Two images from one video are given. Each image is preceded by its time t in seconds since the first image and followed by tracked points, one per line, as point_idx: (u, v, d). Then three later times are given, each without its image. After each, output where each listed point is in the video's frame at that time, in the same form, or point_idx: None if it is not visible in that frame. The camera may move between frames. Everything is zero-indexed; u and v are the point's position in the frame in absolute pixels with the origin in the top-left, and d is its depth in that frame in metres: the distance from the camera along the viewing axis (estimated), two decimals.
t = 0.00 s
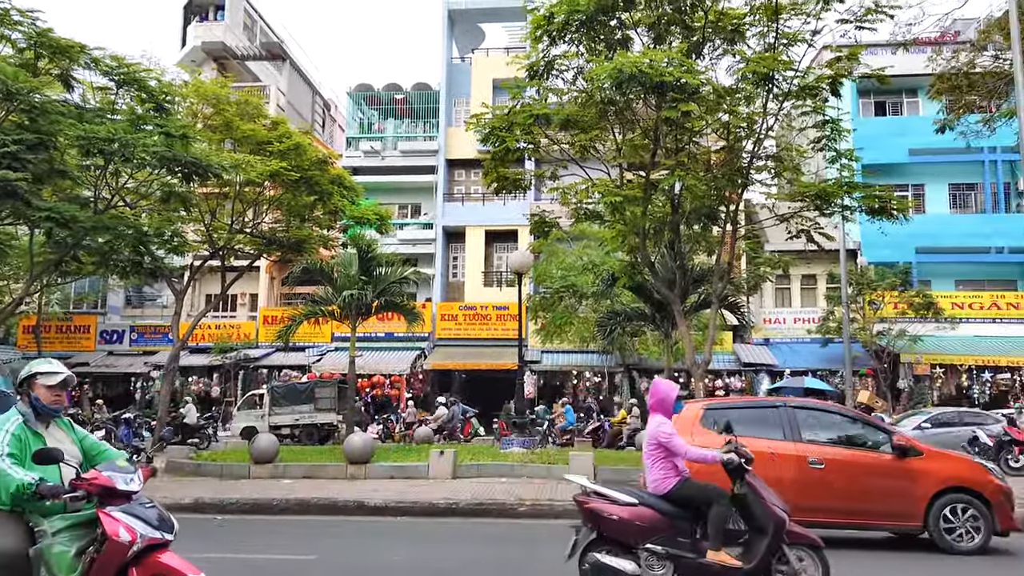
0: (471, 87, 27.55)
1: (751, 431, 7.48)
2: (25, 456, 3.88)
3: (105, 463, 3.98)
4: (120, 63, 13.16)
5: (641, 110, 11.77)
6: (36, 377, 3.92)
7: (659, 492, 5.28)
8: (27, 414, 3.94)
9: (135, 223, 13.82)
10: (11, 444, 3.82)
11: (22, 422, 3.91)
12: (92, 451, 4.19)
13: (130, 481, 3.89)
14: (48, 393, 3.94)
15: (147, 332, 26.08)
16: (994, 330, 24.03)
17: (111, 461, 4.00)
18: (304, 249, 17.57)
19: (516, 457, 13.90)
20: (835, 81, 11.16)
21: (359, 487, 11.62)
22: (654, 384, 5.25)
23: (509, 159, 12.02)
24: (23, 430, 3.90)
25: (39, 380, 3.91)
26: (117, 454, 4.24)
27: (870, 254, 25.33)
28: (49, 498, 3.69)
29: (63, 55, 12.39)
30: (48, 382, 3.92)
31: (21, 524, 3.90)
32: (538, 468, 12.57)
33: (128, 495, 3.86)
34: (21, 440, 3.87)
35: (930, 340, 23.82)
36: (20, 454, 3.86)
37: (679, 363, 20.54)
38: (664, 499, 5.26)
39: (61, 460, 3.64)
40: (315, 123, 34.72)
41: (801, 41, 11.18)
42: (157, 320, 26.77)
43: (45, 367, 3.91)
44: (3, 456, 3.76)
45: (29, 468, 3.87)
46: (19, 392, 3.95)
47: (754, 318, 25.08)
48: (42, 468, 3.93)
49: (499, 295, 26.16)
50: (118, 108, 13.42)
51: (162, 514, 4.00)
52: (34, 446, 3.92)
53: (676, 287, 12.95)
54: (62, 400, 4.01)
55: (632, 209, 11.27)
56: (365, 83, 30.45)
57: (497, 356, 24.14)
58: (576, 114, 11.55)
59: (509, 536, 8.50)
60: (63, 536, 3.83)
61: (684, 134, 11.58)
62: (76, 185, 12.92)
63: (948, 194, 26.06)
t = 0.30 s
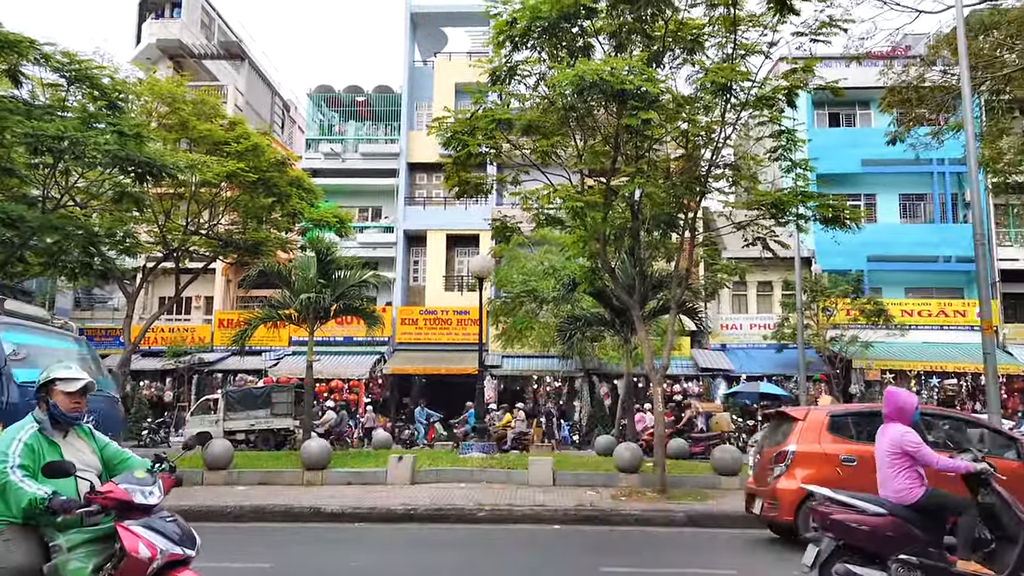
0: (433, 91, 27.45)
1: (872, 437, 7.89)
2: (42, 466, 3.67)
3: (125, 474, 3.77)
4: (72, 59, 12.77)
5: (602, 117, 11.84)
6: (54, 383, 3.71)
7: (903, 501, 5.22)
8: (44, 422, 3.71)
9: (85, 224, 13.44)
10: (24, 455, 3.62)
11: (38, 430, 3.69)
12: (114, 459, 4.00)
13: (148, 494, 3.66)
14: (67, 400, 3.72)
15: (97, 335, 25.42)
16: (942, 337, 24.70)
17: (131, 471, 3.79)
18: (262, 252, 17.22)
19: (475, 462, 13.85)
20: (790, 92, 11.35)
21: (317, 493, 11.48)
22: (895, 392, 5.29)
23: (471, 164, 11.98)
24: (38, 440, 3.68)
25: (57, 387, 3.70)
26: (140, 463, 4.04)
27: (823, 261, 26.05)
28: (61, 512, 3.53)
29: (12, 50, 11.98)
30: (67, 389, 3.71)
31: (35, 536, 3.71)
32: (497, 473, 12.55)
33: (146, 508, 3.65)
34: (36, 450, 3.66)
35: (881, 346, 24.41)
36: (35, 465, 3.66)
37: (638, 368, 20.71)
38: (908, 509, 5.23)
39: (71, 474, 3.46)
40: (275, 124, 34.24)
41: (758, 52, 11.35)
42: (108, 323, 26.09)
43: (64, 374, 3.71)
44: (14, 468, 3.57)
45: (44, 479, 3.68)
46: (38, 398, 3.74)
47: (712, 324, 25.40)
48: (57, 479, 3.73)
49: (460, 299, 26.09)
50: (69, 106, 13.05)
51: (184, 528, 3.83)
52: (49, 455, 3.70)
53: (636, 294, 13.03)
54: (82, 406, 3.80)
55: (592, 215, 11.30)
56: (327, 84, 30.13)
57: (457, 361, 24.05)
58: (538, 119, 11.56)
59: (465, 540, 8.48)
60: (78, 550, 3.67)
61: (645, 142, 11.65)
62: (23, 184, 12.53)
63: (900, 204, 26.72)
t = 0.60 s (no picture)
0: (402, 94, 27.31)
1: (995, 442, 7.78)
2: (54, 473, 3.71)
3: (140, 482, 3.91)
4: (30, 56, 12.44)
5: (571, 123, 11.83)
6: (73, 388, 3.74)
7: None
8: (61, 426, 3.78)
9: (41, 224, 13.08)
10: (37, 462, 3.64)
11: (54, 435, 3.76)
12: (131, 466, 4.09)
13: (166, 504, 3.83)
14: (85, 404, 3.77)
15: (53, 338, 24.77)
16: (901, 343, 25.17)
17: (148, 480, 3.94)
18: (226, 254, 16.88)
19: (442, 467, 13.72)
20: (755, 101, 11.48)
21: (281, 499, 11.28)
22: None
23: (439, 168, 11.91)
24: (52, 446, 3.72)
25: (75, 392, 3.74)
26: (157, 471, 4.14)
27: (786, 267, 26.39)
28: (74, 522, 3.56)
29: None
30: (85, 394, 3.75)
31: (47, 546, 3.73)
32: (464, 478, 12.46)
33: (162, 519, 3.82)
34: (49, 456, 3.69)
35: (842, 352, 24.79)
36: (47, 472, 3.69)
37: (605, 373, 20.77)
38: None
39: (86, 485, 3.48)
40: (240, 125, 33.77)
41: (724, 61, 11.46)
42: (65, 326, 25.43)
43: (83, 377, 3.73)
44: (26, 477, 3.59)
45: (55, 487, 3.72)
46: (55, 404, 3.78)
47: (678, 329, 25.56)
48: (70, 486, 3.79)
49: (428, 303, 25.94)
50: (26, 103, 12.71)
51: (203, 542, 3.89)
52: (63, 462, 3.75)
53: (604, 299, 13.03)
54: (101, 410, 3.85)
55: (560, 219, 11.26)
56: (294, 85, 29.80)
57: (424, 366, 23.89)
58: (507, 124, 11.53)
59: (430, 545, 8.41)
60: (91, 562, 3.76)
61: (612, 148, 11.68)
62: None
63: (861, 212, 27.21)
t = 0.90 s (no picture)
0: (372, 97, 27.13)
1: None
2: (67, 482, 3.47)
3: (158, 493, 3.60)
4: None
5: (542, 129, 11.78)
6: (85, 392, 3.51)
7: None
8: (73, 434, 3.53)
9: None
10: (51, 471, 3.41)
11: (66, 443, 3.51)
12: (148, 476, 3.85)
13: (184, 516, 3.50)
14: (98, 410, 3.54)
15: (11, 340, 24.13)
16: (864, 349, 25.56)
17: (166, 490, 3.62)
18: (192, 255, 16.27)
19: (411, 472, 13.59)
20: (723, 109, 11.58)
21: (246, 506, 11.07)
22: None
23: (410, 171, 11.85)
24: (65, 454, 3.48)
25: (88, 397, 3.51)
26: (173, 480, 3.89)
27: (752, 274, 26.66)
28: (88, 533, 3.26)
29: None
30: (98, 399, 3.52)
31: (59, 560, 3.41)
32: (433, 483, 12.35)
33: (179, 531, 3.47)
34: (62, 464, 3.46)
35: (806, 357, 25.08)
36: (60, 481, 3.45)
37: (574, 378, 20.80)
38: None
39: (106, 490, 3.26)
40: (207, 126, 33.27)
41: (693, 70, 11.54)
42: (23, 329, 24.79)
43: (95, 382, 3.50)
44: (39, 486, 3.35)
45: (70, 497, 3.48)
46: (67, 409, 3.55)
47: (646, 334, 25.68)
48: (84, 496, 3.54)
49: (397, 307, 25.77)
50: None
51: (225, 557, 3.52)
52: (77, 471, 3.51)
53: (573, 304, 13.02)
54: (115, 417, 3.61)
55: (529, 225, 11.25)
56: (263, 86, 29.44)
57: (393, 370, 23.73)
58: (477, 129, 11.49)
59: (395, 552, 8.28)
60: None
61: (582, 154, 11.69)
62: None
63: (825, 220, 27.59)
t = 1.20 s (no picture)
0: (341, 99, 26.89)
1: None
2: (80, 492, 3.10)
3: (175, 502, 3.19)
4: None
5: (512, 134, 11.72)
6: (98, 395, 3.15)
7: None
8: (86, 441, 3.16)
9: None
10: (63, 479, 3.04)
11: (79, 450, 3.13)
12: (166, 486, 3.47)
13: (205, 526, 3.09)
14: (112, 414, 3.18)
15: None
16: (828, 354, 25.92)
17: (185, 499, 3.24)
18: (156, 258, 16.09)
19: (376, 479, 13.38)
20: (690, 117, 11.64)
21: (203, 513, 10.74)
22: None
23: (379, 174, 11.76)
24: (78, 462, 3.11)
25: (101, 399, 3.15)
26: (193, 491, 3.51)
27: (719, 280, 26.89)
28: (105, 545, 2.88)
29: None
30: (112, 401, 3.15)
31: None
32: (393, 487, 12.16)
33: (201, 543, 3.06)
34: (75, 473, 3.09)
35: (771, 362, 25.33)
36: (73, 491, 3.08)
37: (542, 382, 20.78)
38: None
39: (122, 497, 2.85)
40: (171, 126, 32.71)
41: (661, 77, 11.58)
42: None
43: (109, 385, 3.14)
44: (52, 495, 2.96)
45: (84, 507, 3.12)
46: (79, 415, 3.20)
47: (614, 339, 25.75)
48: (99, 506, 3.17)
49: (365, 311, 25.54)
50: None
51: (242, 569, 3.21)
52: (90, 480, 3.14)
53: (542, 309, 13.00)
54: (130, 423, 3.24)
55: (499, 229, 11.19)
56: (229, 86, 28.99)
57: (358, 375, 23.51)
58: (447, 133, 11.42)
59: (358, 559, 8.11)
60: None
61: (553, 158, 11.65)
62: None
63: (790, 228, 27.93)
